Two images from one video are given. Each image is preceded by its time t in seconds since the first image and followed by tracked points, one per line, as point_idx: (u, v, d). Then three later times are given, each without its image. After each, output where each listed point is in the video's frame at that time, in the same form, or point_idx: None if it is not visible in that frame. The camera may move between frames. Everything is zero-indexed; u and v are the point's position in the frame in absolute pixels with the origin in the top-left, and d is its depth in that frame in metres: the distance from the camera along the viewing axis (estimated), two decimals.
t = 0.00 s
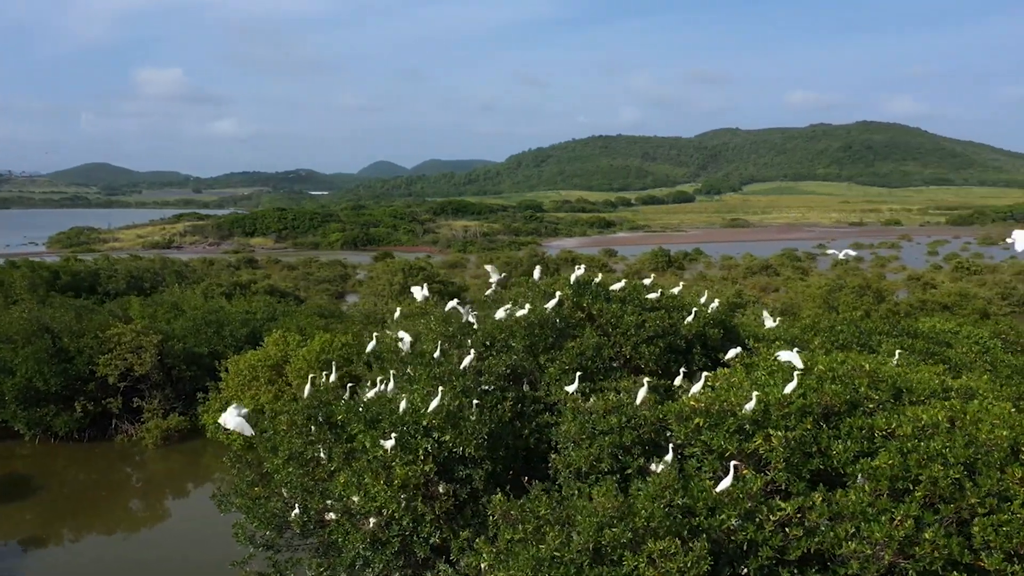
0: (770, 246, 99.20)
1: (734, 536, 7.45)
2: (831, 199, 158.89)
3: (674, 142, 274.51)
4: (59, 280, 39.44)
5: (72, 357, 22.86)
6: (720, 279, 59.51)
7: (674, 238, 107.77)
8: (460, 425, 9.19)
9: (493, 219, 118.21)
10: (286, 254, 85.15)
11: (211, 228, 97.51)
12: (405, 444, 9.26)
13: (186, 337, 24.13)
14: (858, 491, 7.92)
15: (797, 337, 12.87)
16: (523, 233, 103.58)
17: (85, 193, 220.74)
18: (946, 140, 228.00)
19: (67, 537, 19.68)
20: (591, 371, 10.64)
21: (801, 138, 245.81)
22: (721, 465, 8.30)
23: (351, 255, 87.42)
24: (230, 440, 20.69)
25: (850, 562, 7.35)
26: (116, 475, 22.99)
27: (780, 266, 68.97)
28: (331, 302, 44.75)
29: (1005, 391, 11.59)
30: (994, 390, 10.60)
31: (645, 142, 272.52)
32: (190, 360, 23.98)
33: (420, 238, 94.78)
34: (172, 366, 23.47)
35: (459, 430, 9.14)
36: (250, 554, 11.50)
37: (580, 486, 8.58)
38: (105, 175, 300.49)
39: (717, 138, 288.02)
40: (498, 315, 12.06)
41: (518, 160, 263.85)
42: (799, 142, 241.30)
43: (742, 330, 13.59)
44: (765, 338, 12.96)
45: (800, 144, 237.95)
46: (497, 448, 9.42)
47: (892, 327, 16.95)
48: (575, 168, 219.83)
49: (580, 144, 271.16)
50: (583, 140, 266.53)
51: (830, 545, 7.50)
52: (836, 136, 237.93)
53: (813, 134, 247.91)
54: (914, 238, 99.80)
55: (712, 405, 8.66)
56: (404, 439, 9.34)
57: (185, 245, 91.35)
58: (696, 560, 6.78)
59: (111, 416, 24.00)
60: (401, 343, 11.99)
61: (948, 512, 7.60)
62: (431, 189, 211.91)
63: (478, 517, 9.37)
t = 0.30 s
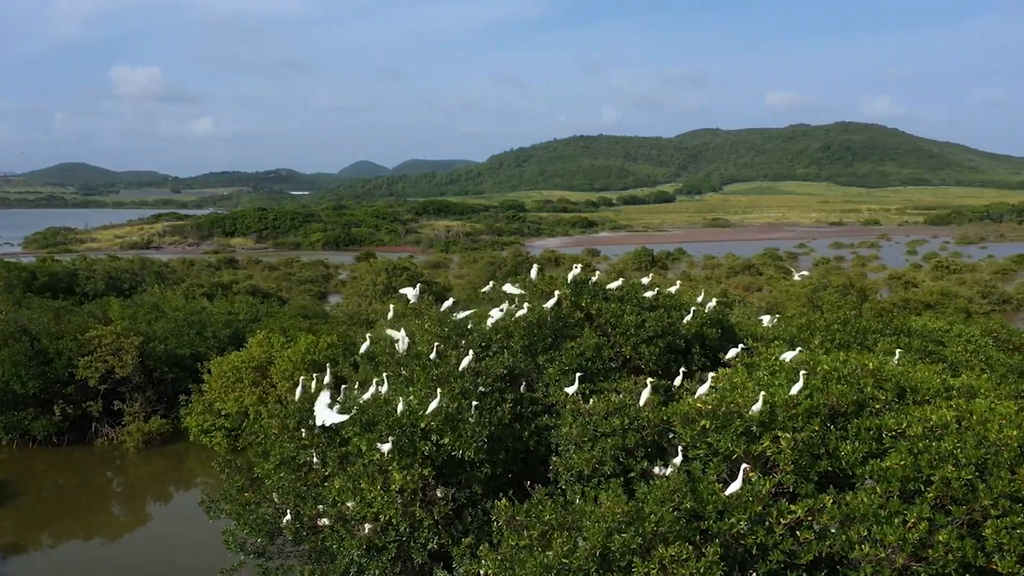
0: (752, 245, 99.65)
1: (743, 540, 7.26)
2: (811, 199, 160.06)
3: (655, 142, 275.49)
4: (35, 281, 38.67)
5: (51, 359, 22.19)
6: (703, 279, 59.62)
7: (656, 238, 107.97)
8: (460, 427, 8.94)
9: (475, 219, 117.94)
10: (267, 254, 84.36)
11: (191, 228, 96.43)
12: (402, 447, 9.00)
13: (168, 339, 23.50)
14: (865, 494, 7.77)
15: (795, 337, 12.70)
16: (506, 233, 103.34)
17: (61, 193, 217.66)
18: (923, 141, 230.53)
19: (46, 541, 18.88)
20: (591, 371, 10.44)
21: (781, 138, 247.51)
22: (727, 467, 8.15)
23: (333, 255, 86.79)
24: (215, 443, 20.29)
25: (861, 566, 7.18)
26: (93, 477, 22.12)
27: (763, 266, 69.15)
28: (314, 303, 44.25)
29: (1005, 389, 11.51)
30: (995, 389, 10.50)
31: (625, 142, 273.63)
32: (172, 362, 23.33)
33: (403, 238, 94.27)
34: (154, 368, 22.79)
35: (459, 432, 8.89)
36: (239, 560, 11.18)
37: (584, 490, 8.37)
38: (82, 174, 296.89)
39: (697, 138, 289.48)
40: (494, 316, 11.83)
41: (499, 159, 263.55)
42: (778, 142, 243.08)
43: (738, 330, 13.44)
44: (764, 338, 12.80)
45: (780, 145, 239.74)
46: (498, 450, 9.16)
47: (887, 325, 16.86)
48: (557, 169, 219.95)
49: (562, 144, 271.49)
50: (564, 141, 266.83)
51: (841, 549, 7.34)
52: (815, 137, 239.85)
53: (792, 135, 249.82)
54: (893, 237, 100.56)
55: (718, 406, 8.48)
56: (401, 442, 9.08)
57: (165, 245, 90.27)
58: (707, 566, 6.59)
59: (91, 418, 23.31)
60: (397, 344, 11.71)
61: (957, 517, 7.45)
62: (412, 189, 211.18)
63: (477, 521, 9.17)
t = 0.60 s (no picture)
0: (738, 245, 99.96)
1: (752, 542, 7.06)
2: (795, 199, 160.94)
3: (640, 142, 276.18)
4: (15, 282, 38.00)
5: (33, 361, 21.63)
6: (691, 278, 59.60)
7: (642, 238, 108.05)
8: (459, 429, 8.72)
9: (461, 218, 117.58)
10: (251, 254, 83.61)
11: (174, 228, 95.48)
12: (400, 449, 8.76)
13: (152, 340, 23.03)
14: (874, 494, 7.61)
15: (795, 335, 12.59)
16: (493, 233, 103.01)
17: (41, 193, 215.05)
18: (904, 141, 232.50)
19: (30, 546, 18.37)
20: (591, 370, 10.27)
21: (765, 138, 248.71)
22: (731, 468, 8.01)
23: (319, 255, 86.18)
24: (200, 445, 19.90)
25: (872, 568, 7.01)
26: (76, 480, 21.56)
27: (750, 265, 69.30)
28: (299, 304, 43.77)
29: (1006, 387, 11.45)
30: (997, 387, 10.41)
31: (610, 142, 274.21)
32: (157, 363, 22.87)
33: (388, 238, 93.74)
34: (138, 369, 22.31)
35: (458, 434, 8.67)
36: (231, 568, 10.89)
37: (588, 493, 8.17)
38: (64, 174, 293.82)
39: (681, 138, 290.44)
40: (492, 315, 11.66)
41: (485, 159, 263.10)
42: (762, 143, 244.33)
43: (736, 328, 13.31)
44: (761, 336, 12.67)
45: (764, 145, 241.05)
46: (498, 452, 8.96)
47: (881, 323, 16.80)
48: (542, 168, 219.91)
49: (547, 144, 271.49)
50: (549, 141, 266.84)
51: (851, 550, 7.16)
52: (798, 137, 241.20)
53: (776, 134, 251.22)
54: (877, 237, 101.18)
55: (725, 406, 8.32)
56: (399, 444, 8.85)
57: (148, 245, 89.28)
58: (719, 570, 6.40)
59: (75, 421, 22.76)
60: (393, 344, 11.49)
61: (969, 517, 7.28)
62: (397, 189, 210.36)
63: (477, 524, 8.94)
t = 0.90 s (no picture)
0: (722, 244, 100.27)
1: (763, 545, 6.83)
2: (777, 199, 161.88)
3: (623, 142, 276.74)
4: None
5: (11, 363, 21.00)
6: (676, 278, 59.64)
7: (627, 237, 108.07)
8: (459, 430, 8.46)
9: (445, 218, 117.12)
10: (233, 255, 82.76)
11: (155, 228, 94.35)
12: (397, 450, 8.48)
13: (133, 341, 22.50)
14: (886, 495, 7.40)
15: (795, 334, 12.45)
16: (477, 233, 102.59)
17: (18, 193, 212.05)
18: (885, 141, 234.37)
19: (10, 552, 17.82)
20: (592, 368, 10.04)
21: (747, 139, 249.90)
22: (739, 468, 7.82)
23: (302, 255, 85.47)
24: (184, 447, 19.46)
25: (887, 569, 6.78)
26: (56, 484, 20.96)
27: (734, 264, 69.46)
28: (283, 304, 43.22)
29: (1008, 384, 11.34)
30: (1001, 385, 10.30)
31: (593, 142, 274.62)
32: (139, 364, 22.33)
33: (372, 238, 93.09)
34: (120, 370, 21.75)
35: (457, 435, 8.41)
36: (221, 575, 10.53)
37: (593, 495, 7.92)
38: (41, 173, 289.98)
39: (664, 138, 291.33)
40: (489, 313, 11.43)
41: (468, 159, 262.62)
42: (745, 143, 245.62)
43: (733, 326, 13.15)
44: (760, 334, 12.51)
45: (746, 145, 242.38)
46: (497, 452, 8.70)
47: (875, 321, 16.70)
48: (526, 168, 219.75)
49: (530, 144, 271.48)
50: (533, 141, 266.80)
51: (865, 552, 6.93)
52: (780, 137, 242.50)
53: (758, 135, 252.69)
54: (860, 236, 101.85)
55: (732, 404, 8.15)
56: (396, 445, 8.56)
57: (128, 246, 88.13)
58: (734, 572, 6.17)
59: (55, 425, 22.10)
60: (388, 342, 11.22)
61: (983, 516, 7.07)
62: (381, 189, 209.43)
63: (476, 528, 8.66)
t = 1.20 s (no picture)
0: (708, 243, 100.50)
1: (775, 547, 6.64)
2: (761, 199, 162.54)
3: (608, 142, 277.32)
4: None
5: None
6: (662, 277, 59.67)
7: (613, 237, 108.07)
8: (458, 431, 8.24)
9: (431, 218, 116.70)
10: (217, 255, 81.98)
11: (138, 228, 93.32)
12: (393, 452, 8.22)
13: (117, 342, 22.08)
14: (896, 495, 7.24)
15: (795, 332, 12.32)
16: (464, 233, 102.20)
17: None
18: (867, 141, 235.95)
19: None
20: (593, 366, 9.83)
21: (731, 139, 250.84)
22: (745, 469, 7.64)
23: (287, 255, 84.86)
24: (169, 449, 19.08)
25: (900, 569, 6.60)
26: (37, 487, 20.42)
27: (721, 263, 69.56)
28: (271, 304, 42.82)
29: (1011, 381, 11.24)
30: (1003, 382, 10.20)
31: (579, 142, 275.08)
32: (122, 366, 21.89)
33: (358, 238, 92.55)
34: (103, 371, 21.26)
35: (456, 436, 8.19)
36: None
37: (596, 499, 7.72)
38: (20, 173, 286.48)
39: (649, 138, 292.05)
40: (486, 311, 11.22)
41: (453, 159, 262.01)
42: (729, 143, 246.68)
43: (732, 321, 12.99)
44: (759, 332, 12.38)
45: (731, 146, 243.45)
46: (496, 454, 8.49)
47: (871, 317, 16.62)
48: (512, 168, 219.59)
49: (516, 144, 271.35)
50: (518, 141, 266.62)
51: (878, 553, 6.74)
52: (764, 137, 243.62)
53: (742, 135, 253.91)
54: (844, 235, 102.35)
55: (739, 402, 7.98)
56: (392, 447, 8.31)
57: (111, 246, 87.18)
58: None
59: (36, 427, 21.52)
60: (381, 341, 10.99)
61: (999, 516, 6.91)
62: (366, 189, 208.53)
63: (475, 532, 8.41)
